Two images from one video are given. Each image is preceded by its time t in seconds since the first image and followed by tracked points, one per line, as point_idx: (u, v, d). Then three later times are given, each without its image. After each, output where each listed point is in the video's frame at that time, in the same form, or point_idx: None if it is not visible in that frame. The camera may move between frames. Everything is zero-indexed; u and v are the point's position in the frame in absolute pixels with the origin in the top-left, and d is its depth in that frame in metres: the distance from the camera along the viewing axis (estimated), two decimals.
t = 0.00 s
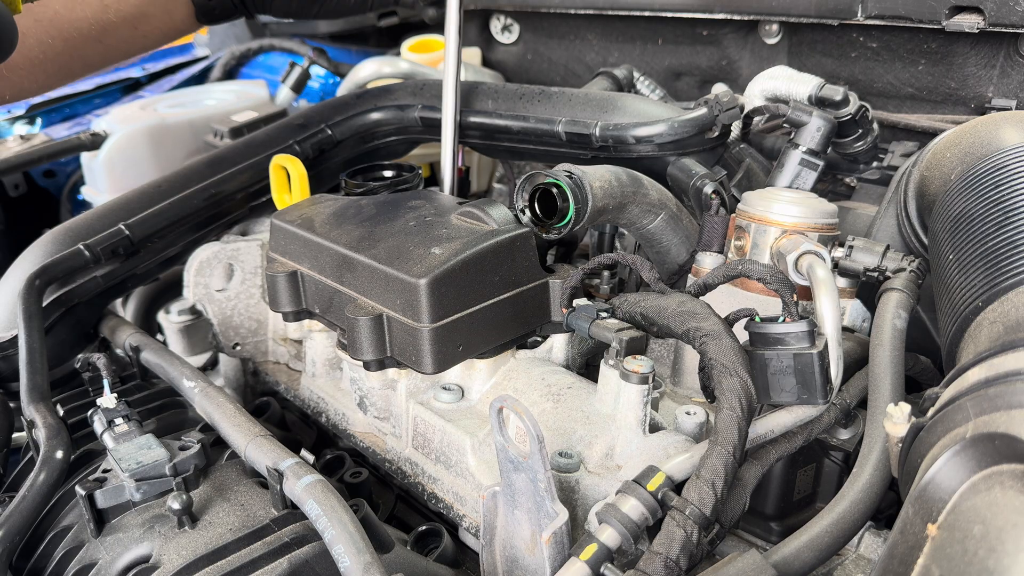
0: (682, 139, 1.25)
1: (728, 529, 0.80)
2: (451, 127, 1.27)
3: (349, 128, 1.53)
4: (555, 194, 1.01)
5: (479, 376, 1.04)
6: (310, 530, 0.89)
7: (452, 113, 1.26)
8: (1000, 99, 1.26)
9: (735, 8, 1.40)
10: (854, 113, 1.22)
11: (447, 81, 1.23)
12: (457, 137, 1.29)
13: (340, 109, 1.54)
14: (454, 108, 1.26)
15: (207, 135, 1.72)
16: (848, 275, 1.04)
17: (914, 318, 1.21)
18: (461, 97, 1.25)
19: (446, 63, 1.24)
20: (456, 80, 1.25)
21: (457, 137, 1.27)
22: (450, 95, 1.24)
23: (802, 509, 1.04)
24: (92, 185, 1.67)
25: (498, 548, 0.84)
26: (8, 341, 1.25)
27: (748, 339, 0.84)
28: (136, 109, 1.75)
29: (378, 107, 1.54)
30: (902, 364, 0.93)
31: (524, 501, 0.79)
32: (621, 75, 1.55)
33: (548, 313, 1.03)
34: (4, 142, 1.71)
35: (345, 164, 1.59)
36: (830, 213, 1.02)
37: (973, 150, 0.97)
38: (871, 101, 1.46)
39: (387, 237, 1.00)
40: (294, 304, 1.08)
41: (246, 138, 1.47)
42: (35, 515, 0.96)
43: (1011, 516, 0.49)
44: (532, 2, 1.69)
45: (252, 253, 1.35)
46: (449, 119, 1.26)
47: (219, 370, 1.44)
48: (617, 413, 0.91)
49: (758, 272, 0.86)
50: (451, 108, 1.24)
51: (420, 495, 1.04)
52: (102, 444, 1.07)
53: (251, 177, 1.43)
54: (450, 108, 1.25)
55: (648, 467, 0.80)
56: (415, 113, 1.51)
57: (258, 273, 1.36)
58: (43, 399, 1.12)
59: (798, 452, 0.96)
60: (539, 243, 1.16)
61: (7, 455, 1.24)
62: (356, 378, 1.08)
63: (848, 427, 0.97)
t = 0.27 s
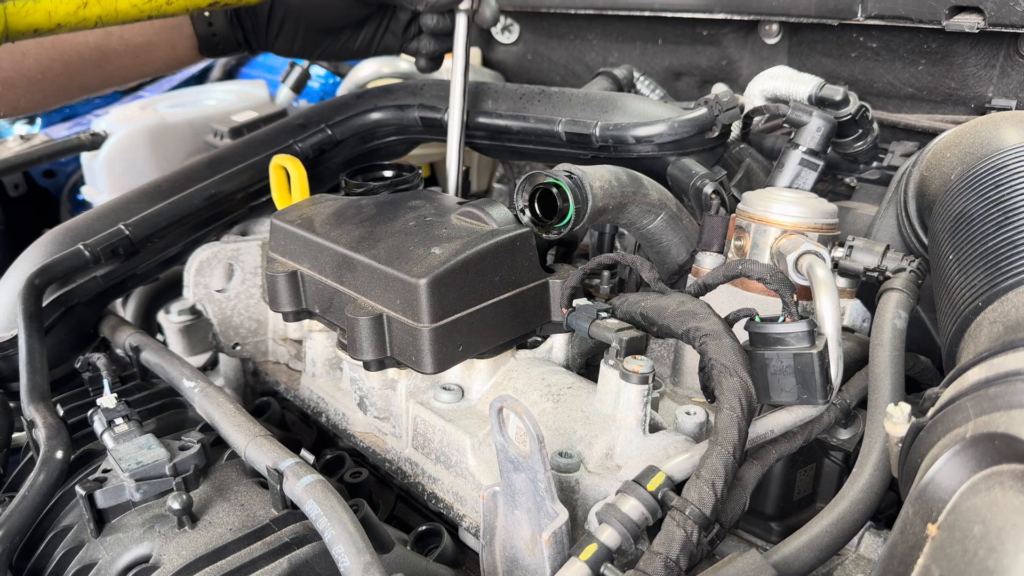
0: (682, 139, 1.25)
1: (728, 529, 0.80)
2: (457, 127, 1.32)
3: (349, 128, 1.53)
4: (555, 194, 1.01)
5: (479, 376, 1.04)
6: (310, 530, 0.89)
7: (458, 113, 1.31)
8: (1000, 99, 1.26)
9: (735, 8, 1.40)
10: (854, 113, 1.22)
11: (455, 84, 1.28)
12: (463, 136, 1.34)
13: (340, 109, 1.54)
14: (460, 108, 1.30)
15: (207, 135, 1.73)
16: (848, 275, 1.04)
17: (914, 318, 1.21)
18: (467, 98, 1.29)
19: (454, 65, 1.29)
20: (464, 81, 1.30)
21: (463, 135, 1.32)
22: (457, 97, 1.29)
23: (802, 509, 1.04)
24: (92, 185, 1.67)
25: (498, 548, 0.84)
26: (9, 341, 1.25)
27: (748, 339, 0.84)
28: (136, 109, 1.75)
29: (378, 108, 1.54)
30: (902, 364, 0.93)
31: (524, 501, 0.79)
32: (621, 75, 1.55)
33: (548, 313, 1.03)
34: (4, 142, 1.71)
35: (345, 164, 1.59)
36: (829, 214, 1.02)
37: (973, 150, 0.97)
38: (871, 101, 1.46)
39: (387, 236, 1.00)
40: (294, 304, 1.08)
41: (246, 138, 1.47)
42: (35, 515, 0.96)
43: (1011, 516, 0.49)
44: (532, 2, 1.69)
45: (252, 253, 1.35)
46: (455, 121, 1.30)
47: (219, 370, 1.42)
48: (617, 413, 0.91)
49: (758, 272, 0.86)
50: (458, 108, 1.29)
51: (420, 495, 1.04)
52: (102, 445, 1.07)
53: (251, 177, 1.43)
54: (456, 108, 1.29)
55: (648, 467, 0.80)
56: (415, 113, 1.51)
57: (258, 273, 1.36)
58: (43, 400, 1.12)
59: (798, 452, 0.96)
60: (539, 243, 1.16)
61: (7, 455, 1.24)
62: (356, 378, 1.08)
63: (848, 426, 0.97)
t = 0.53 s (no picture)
0: (682, 139, 1.25)
1: (728, 529, 0.80)
2: (451, 127, 1.36)
3: (349, 128, 1.53)
4: (555, 194, 1.01)
5: (479, 376, 1.04)
6: (310, 530, 0.89)
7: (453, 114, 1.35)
8: (1000, 99, 1.26)
9: (735, 8, 1.40)
10: (854, 113, 1.22)
11: (450, 84, 1.32)
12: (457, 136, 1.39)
13: (340, 109, 1.54)
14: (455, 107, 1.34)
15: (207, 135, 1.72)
16: (848, 275, 1.04)
17: (914, 318, 1.21)
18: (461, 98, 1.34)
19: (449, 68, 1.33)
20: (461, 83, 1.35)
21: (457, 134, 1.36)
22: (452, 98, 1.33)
23: (802, 509, 1.04)
24: (92, 185, 1.67)
25: (498, 548, 0.84)
26: (9, 341, 1.25)
27: (748, 339, 0.84)
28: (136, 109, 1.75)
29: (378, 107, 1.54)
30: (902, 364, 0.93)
31: (524, 501, 0.79)
32: (621, 75, 1.55)
33: (548, 313, 1.03)
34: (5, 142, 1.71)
35: (345, 164, 1.59)
36: (829, 214, 1.02)
37: (973, 150, 0.97)
38: (871, 101, 1.46)
39: (387, 237, 1.00)
40: (294, 304, 1.08)
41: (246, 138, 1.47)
42: (35, 515, 0.96)
43: (1011, 516, 0.49)
44: (532, 2, 1.69)
45: (252, 253, 1.35)
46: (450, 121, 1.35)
47: (219, 369, 1.42)
48: (616, 413, 0.91)
49: (758, 272, 0.86)
50: (453, 107, 1.34)
51: (420, 495, 1.04)
52: (102, 445, 1.07)
53: (251, 177, 1.43)
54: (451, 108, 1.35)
55: (648, 467, 0.80)
56: (415, 113, 1.51)
57: (258, 273, 1.36)
58: (43, 399, 1.12)
59: (798, 452, 0.96)
60: (539, 243, 1.16)
61: (7, 455, 1.24)
62: (356, 378, 1.08)
63: (848, 426, 0.97)
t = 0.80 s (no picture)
0: (682, 139, 1.25)
1: (728, 529, 0.80)
2: (450, 127, 1.35)
3: (349, 128, 1.53)
4: (555, 194, 1.01)
5: (479, 377, 1.04)
6: (310, 530, 0.89)
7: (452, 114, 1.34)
8: (1000, 99, 1.26)
9: (735, 8, 1.40)
10: (854, 113, 1.22)
11: (447, 84, 1.32)
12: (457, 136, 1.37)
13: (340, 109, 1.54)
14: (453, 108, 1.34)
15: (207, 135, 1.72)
16: (848, 275, 1.04)
17: (914, 318, 1.21)
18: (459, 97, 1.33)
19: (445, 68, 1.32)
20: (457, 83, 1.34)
21: (456, 134, 1.35)
22: (450, 98, 1.33)
23: (802, 509, 1.04)
24: (92, 185, 1.67)
25: (498, 548, 0.84)
26: (9, 341, 1.25)
27: (748, 339, 0.84)
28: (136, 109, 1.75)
29: (378, 107, 1.54)
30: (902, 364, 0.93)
31: (524, 501, 0.79)
32: (621, 75, 1.55)
33: (548, 313, 1.03)
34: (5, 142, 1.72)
35: (346, 164, 1.59)
36: (829, 214, 1.02)
37: (973, 150, 0.97)
38: (871, 101, 1.46)
39: (387, 237, 1.00)
40: (294, 304, 1.08)
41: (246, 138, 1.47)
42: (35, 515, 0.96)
43: (1012, 516, 0.49)
44: (532, 2, 1.69)
45: (252, 253, 1.35)
46: (449, 121, 1.34)
47: (219, 369, 1.42)
48: (616, 413, 0.91)
49: (758, 272, 0.86)
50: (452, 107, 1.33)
51: (420, 495, 1.04)
52: (102, 445, 1.07)
53: (251, 177, 1.43)
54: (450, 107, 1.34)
55: (648, 467, 0.80)
56: (415, 113, 1.51)
57: (258, 273, 1.36)
58: (43, 399, 1.12)
59: (798, 452, 0.96)
60: (539, 243, 1.16)
61: (7, 455, 1.24)
62: (356, 378, 1.09)
63: (848, 426, 0.97)
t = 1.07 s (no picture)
0: (682, 139, 1.25)
1: (728, 529, 0.80)
2: (451, 127, 1.35)
3: (349, 129, 1.53)
4: (555, 194, 1.01)
5: (479, 377, 1.04)
6: (310, 530, 0.89)
7: (452, 114, 1.34)
8: (1000, 99, 1.26)
9: (735, 8, 1.40)
10: (854, 113, 1.22)
11: (448, 84, 1.32)
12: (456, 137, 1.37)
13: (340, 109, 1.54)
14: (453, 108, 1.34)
15: (207, 134, 1.72)
16: (848, 275, 1.04)
17: (914, 318, 1.21)
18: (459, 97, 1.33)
19: (445, 68, 1.32)
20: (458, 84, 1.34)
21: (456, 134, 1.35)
22: (450, 98, 1.33)
23: (802, 509, 1.04)
24: (92, 185, 1.68)
25: (498, 548, 0.84)
26: (9, 341, 1.25)
27: (748, 339, 0.84)
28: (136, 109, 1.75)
29: (378, 107, 1.54)
30: (902, 364, 0.93)
31: (524, 501, 0.79)
32: (621, 75, 1.56)
33: (548, 313, 1.03)
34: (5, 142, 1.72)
35: (345, 164, 1.59)
36: (830, 214, 1.02)
37: (973, 150, 0.97)
38: (871, 101, 1.46)
39: (387, 236, 1.00)
40: (294, 304, 1.08)
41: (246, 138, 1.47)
42: (35, 515, 0.96)
43: (1011, 516, 0.49)
44: (532, 2, 1.69)
45: (252, 253, 1.35)
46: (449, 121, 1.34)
47: (219, 370, 1.43)
48: (616, 413, 0.91)
49: (758, 272, 0.86)
50: (453, 106, 1.33)
51: (420, 495, 1.04)
52: (102, 445, 1.07)
53: (251, 177, 1.43)
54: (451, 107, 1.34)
55: (648, 467, 0.80)
56: (415, 113, 1.51)
57: (258, 273, 1.36)
58: (43, 399, 1.12)
59: (798, 452, 0.96)
60: (539, 243, 1.16)
61: (7, 455, 1.24)
62: (356, 378, 1.09)
63: (848, 426, 0.97)
